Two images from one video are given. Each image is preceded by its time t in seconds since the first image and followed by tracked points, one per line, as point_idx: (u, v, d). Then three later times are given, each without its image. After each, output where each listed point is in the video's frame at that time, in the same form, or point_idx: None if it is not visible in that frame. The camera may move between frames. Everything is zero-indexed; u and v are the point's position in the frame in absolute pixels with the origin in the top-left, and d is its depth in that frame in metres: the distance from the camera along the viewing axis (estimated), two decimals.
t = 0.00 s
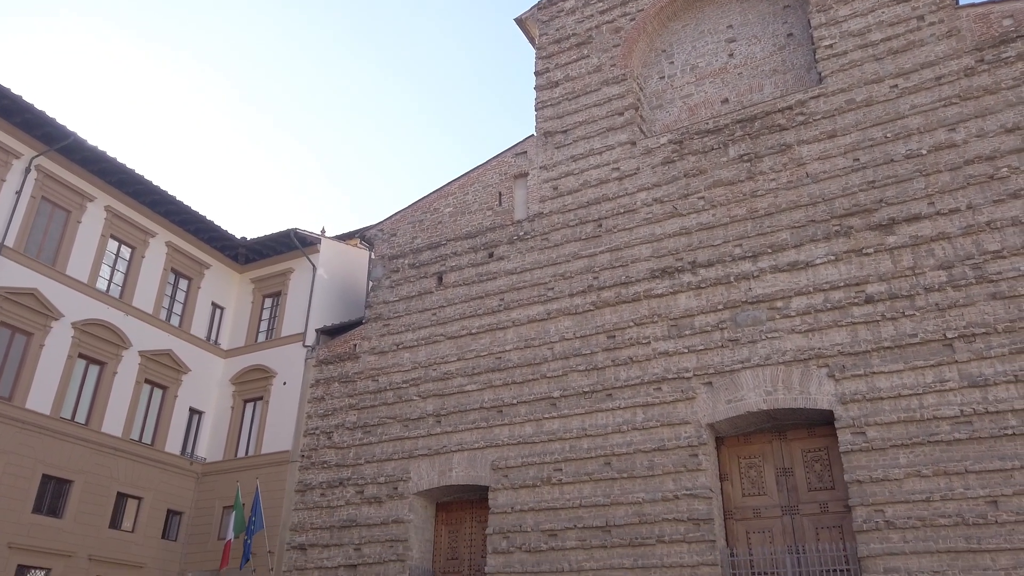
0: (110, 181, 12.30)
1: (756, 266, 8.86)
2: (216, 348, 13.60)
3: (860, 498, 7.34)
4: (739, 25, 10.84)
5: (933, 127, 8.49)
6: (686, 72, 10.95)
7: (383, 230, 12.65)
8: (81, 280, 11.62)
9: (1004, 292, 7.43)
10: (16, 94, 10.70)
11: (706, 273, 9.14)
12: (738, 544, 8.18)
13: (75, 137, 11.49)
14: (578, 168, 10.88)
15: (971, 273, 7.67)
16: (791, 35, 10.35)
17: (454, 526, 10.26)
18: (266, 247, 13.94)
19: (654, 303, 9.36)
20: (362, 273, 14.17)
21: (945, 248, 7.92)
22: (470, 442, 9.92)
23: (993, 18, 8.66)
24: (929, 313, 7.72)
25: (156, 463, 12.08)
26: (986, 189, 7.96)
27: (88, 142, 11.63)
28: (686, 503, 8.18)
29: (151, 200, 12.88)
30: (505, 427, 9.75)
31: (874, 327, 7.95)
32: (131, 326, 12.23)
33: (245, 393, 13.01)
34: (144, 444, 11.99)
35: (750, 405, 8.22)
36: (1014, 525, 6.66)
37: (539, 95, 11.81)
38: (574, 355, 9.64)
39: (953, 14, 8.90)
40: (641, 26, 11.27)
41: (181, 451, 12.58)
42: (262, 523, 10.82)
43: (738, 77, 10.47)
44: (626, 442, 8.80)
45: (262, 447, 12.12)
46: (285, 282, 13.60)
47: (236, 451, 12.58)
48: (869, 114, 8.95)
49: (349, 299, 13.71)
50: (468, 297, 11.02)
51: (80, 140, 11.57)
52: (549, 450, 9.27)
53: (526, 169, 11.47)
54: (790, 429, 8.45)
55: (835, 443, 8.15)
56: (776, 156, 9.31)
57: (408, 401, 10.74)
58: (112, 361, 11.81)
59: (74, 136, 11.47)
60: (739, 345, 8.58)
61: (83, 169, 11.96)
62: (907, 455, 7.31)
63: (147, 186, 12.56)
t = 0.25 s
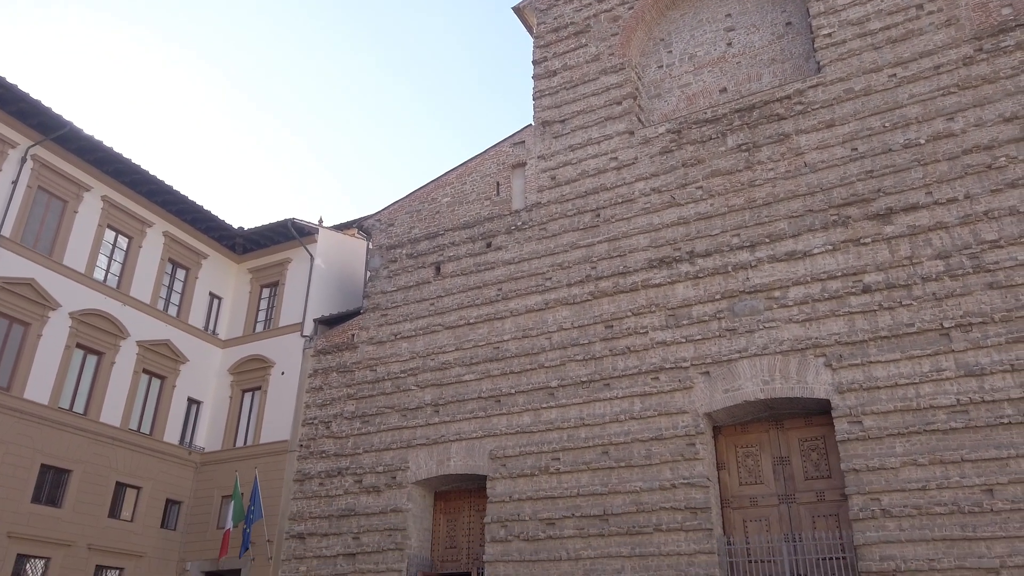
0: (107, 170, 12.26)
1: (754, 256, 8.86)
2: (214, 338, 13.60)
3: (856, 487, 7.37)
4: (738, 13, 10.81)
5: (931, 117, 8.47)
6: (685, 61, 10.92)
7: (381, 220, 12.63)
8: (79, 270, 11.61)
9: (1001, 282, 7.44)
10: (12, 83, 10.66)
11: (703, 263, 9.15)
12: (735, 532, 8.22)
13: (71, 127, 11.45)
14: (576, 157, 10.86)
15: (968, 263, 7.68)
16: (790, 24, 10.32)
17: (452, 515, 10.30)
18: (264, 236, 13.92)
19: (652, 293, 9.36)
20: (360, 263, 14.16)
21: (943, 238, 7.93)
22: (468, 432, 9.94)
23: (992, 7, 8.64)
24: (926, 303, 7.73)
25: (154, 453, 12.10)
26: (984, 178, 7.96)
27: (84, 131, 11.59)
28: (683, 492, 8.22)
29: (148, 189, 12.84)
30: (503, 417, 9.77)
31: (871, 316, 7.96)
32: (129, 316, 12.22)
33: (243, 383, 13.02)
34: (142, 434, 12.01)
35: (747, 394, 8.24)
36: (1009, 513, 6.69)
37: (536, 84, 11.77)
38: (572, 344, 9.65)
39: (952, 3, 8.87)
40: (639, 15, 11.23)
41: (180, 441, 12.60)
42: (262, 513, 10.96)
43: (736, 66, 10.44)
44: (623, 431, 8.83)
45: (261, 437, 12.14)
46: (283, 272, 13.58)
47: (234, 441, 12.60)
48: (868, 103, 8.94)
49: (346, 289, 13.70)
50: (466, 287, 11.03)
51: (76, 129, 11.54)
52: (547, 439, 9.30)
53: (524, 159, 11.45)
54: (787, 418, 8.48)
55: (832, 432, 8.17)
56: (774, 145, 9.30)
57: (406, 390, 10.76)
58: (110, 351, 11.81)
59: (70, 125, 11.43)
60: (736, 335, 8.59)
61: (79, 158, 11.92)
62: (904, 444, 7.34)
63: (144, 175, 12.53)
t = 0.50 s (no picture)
0: (103, 160, 12.22)
1: (752, 245, 8.86)
2: (212, 328, 13.59)
3: (852, 476, 7.40)
4: (736, 2, 10.78)
5: (930, 106, 8.46)
6: (683, 50, 10.89)
7: (379, 210, 12.61)
8: (76, 260, 11.59)
9: (998, 272, 7.45)
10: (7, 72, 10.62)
11: (701, 253, 9.15)
12: (732, 521, 8.26)
13: (67, 116, 11.41)
14: (574, 147, 10.84)
15: (966, 252, 7.68)
16: (789, 13, 10.28)
17: (451, 504, 10.34)
18: (262, 226, 13.89)
19: (650, 283, 9.37)
20: (358, 253, 14.14)
21: (941, 227, 7.93)
22: (466, 421, 9.97)
23: None
24: (923, 292, 7.74)
25: (153, 443, 12.12)
26: (982, 167, 7.95)
27: (81, 120, 11.55)
28: (681, 480, 8.25)
29: (145, 179, 12.81)
30: (501, 406, 9.79)
31: (868, 306, 7.97)
32: (126, 306, 12.21)
33: (241, 372, 13.02)
34: (141, 424, 12.02)
35: (745, 383, 8.26)
36: (1004, 501, 6.73)
37: (534, 73, 11.73)
38: (570, 334, 9.66)
39: None
40: (638, 4, 11.19)
41: (178, 431, 12.62)
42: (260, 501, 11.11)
43: (735, 55, 10.41)
44: (621, 421, 8.85)
45: (259, 427, 12.16)
46: (281, 262, 13.57)
47: (233, 431, 12.62)
48: (866, 92, 8.92)
49: (344, 279, 13.70)
50: (464, 277, 11.02)
51: (72, 118, 11.50)
52: (545, 428, 9.32)
53: (521, 148, 11.42)
54: (784, 407, 8.50)
55: (829, 421, 8.20)
56: (772, 135, 9.29)
57: (405, 380, 10.77)
58: (108, 341, 11.80)
59: (65, 114, 11.39)
60: (734, 325, 8.60)
61: (75, 148, 11.89)
62: (900, 433, 7.37)
63: (140, 164, 12.49)
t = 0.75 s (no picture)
0: (100, 149, 12.18)
1: (749, 235, 8.86)
2: (210, 318, 13.59)
3: (849, 464, 7.43)
4: None
5: (928, 95, 8.45)
6: (681, 39, 10.86)
7: (376, 199, 12.59)
8: (73, 250, 11.56)
9: (995, 261, 7.46)
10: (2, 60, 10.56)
11: (699, 243, 9.15)
12: (729, 509, 8.30)
13: (62, 105, 11.36)
14: (572, 136, 10.81)
15: (963, 242, 7.69)
16: (787, 1, 10.24)
17: (449, 493, 10.37)
18: (259, 216, 13.86)
19: (648, 272, 9.37)
20: (356, 243, 14.13)
21: (938, 216, 7.93)
22: (464, 411, 9.98)
23: None
24: (920, 282, 7.75)
25: (151, 433, 12.13)
26: (979, 157, 7.95)
27: (76, 109, 11.51)
28: (678, 469, 8.28)
29: (141, 169, 12.77)
30: (498, 396, 9.81)
31: (865, 295, 7.98)
32: (123, 296, 12.19)
33: (239, 362, 13.03)
34: (139, 414, 12.02)
35: (742, 372, 8.28)
36: (999, 489, 6.76)
37: (532, 62, 11.69)
38: (567, 324, 9.67)
39: None
40: None
41: (176, 421, 12.63)
42: (259, 490, 11.23)
43: (733, 44, 10.38)
44: (618, 410, 8.88)
45: (257, 417, 12.17)
46: (278, 252, 13.54)
47: (231, 420, 12.64)
48: (864, 81, 8.90)
49: (342, 269, 13.69)
50: (462, 267, 11.02)
51: (67, 107, 11.45)
52: (543, 418, 9.34)
53: (519, 138, 11.39)
54: (781, 396, 8.53)
55: (825, 410, 8.23)
56: (770, 124, 9.27)
57: (403, 370, 10.79)
58: (106, 331, 11.80)
59: (61, 103, 11.34)
60: (731, 314, 8.62)
61: (71, 137, 11.84)
62: (896, 422, 7.40)
63: (137, 154, 12.44)
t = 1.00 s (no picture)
0: (96, 138, 12.14)
1: (747, 225, 8.86)
2: (207, 308, 13.58)
3: (845, 453, 7.46)
4: None
5: (926, 84, 8.43)
6: (679, 28, 10.83)
7: (374, 189, 12.57)
8: (69, 239, 11.54)
9: (992, 251, 7.47)
10: None
11: (696, 232, 9.15)
12: (725, 498, 8.33)
13: (58, 93, 11.31)
14: (570, 126, 10.79)
15: (960, 232, 7.70)
16: None
17: (447, 482, 10.41)
18: (256, 206, 13.83)
19: (645, 262, 9.37)
20: (353, 233, 14.11)
21: (935, 206, 7.93)
22: (462, 401, 10.00)
23: None
24: (917, 271, 7.75)
25: (149, 422, 12.15)
26: (977, 146, 7.95)
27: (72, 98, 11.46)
28: (675, 458, 8.31)
29: (138, 158, 12.73)
30: (496, 386, 9.82)
31: (862, 285, 7.99)
32: (120, 286, 12.18)
33: (236, 352, 13.03)
34: (136, 404, 12.03)
35: (739, 362, 8.30)
36: (994, 478, 6.80)
37: (530, 51, 11.65)
38: (565, 314, 9.67)
39: None
40: None
41: (174, 411, 12.64)
42: (257, 480, 11.26)
43: (732, 33, 10.35)
44: (616, 400, 8.89)
45: (255, 406, 12.18)
46: (275, 242, 13.52)
47: (229, 410, 12.65)
48: (863, 70, 8.88)
49: (339, 259, 13.68)
50: (459, 257, 11.01)
51: (63, 96, 11.40)
52: (541, 407, 9.37)
53: (516, 127, 11.36)
54: (778, 386, 8.54)
55: (822, 399, 8.25)
56: (768, 114, 9.26)
57: (400, 359, 10.80)
58: (103, 321, 11.79)
59: (56, 92, 11.29)
60: (728, 304, 8.62)
61: (67, 126, 11.79)
62: (893, 411, 7.42)
63: (133, 143, 12.40)
